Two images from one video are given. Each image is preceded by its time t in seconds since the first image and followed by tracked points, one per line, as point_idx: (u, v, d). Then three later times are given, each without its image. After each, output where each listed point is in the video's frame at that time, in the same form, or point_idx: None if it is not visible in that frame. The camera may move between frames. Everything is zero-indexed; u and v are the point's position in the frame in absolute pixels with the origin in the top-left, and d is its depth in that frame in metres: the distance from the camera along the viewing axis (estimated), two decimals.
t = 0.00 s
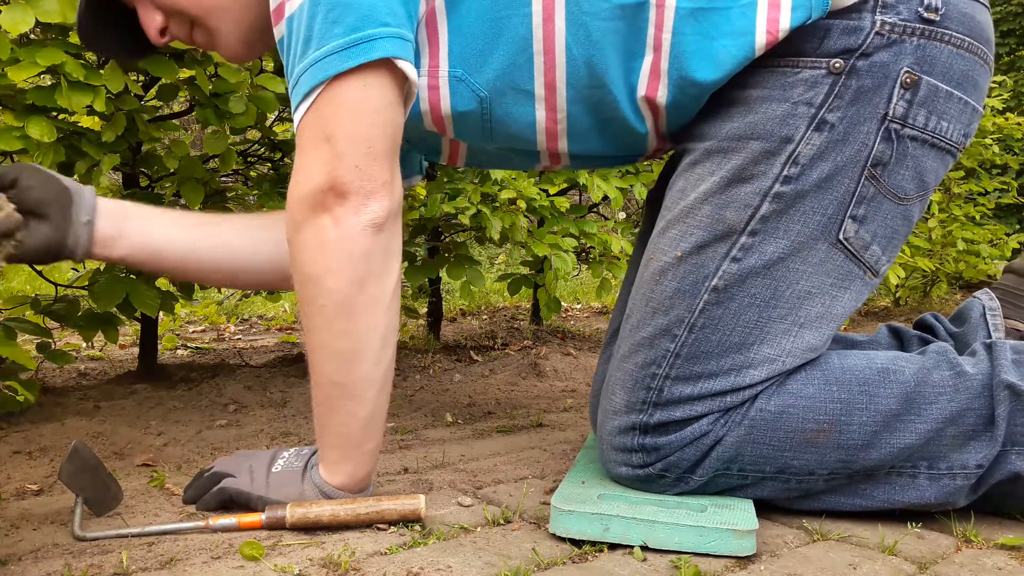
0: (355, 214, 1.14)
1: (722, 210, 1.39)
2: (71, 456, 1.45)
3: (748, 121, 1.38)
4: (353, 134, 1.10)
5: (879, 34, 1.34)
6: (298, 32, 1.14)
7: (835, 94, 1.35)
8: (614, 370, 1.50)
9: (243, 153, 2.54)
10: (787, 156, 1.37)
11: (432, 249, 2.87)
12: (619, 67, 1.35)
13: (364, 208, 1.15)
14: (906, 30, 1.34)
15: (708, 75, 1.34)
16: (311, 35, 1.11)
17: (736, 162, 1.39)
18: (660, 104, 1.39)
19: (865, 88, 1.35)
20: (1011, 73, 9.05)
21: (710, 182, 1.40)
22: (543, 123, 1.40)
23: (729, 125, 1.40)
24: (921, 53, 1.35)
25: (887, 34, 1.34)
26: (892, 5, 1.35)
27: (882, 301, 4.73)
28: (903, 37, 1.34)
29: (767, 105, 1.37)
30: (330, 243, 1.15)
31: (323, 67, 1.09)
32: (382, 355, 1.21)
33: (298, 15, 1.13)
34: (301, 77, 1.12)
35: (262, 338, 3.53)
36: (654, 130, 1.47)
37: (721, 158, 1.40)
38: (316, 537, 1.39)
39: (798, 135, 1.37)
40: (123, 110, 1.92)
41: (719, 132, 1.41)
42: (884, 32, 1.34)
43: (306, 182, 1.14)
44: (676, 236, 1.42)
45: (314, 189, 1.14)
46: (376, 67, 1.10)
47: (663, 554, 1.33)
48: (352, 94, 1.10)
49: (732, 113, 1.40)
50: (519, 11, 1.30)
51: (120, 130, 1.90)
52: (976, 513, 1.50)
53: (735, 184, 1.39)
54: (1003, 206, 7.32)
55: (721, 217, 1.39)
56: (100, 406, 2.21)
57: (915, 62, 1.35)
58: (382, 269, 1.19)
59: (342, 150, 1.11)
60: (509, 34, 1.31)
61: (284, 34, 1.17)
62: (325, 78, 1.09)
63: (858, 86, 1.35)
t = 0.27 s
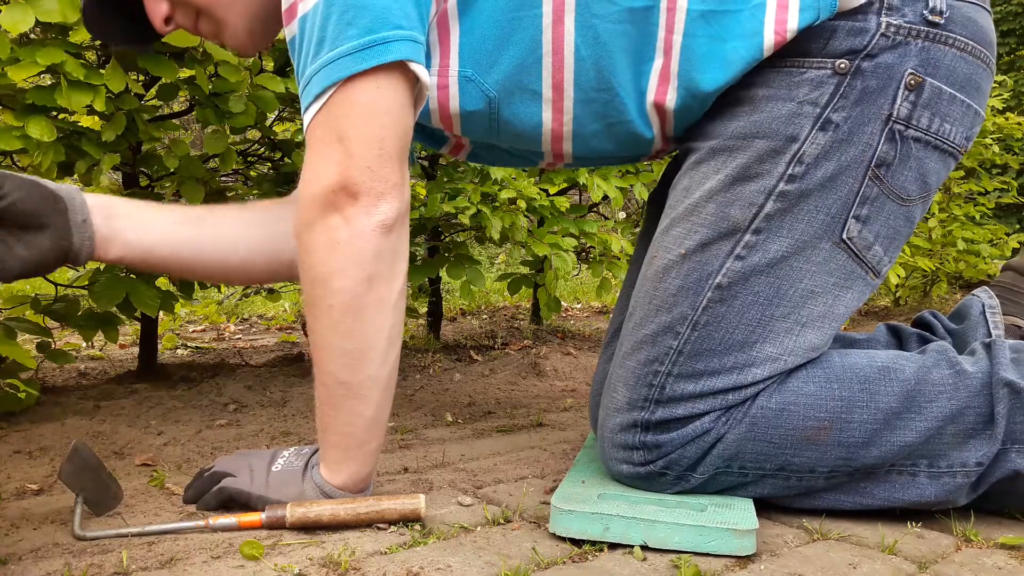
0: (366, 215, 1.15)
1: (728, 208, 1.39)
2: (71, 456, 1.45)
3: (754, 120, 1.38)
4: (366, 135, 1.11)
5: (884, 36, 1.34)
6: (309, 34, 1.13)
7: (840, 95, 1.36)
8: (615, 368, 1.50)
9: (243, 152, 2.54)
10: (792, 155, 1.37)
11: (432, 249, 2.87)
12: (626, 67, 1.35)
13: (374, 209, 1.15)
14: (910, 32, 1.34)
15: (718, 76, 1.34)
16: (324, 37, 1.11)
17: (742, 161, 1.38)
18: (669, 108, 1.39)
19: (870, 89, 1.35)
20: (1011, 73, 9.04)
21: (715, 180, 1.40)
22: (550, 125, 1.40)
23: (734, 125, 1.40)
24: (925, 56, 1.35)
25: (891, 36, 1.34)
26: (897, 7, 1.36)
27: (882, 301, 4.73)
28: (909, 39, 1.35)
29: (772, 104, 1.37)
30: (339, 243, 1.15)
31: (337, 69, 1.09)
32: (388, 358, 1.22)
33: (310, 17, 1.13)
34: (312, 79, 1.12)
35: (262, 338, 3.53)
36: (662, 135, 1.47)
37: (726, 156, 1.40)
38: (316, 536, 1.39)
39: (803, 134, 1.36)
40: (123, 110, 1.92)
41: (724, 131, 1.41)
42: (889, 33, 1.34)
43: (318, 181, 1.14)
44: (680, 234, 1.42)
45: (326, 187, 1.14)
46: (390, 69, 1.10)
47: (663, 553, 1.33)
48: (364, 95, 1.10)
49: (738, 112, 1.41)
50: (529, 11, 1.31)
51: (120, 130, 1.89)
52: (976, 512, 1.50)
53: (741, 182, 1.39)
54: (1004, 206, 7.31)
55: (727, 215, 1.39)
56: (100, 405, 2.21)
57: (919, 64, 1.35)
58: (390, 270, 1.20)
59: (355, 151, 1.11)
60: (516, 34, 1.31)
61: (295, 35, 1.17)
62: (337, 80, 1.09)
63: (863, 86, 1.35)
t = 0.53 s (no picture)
0: (370, 218, 1.15)
1: (731, 210, 1.39)
2: (71, 456, 1.45)
3: (759, 123, 1.38)
4: (370, 138, 1.11)
5: (891, 40, 1.34)
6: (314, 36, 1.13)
7: (846, 99, 1.36)
8: (616, 368, 1.50)
9: (243, 152, 2.55)
10: (797, 158, 1.37)
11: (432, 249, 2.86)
12: (634, 70, 1.34)
13: (379, 213, 1.15)
14: (919, 36, 1.35)
15: (725, 80, 1.35)
16: (328, 39, 1.11)
17: (746, 163, 1.39)
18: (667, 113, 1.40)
19: (876, 93, 1.36)
20: (1012, 72, 9.04)
21: (719, 182, 1.40)
22: (556, 130, 1.39)
23: (740, 126, 1.40)
24: (933, 61, 1.35)
25: (900, 40, 1.34)
26: (906, 11, 1.36)
27: (881, 300, 4.73)
28: (916, 43, 1.35)
29: (778, 107, 1.37)
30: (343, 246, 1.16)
31: (339, 72, 1.09)
32: (390, 360, 1.21)
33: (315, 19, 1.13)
34: (317, 81, 1.12)
35: (262, 338, 3.53)
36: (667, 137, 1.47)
37: (731, 158, 1.40)
38: (316, 536, 1.39)
39: (808, 138, 1.37)
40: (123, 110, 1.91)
41: (728, 133, 1.41)
42: (897, 38, 1.34)
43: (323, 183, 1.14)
44: (683, 235, 1.42)
45: (330, 190, 1.14)
46: (395, 72, 1.10)
47: (663, 553, 1.33)
48: (369, 98, 1.10)
49: (743, 114, 1.41)
50: (535, 17, 1.30)
51: (120, 129, 1.89)
52: (976, 513, 1.50)
53: (745, 184, 1.39)
54: (1003, 206, 7.30)
55: (730, 217, 1.39)
56: (100, 405, 2.21)
57: (926, 69, 1.35)
58: (394, 273, 1.20)
59: (359, 154, 1.11)
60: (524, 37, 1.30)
61: (300, 37, 1.17)
62: (341, 83, 1.10)
63: (869, 91, 1.36)
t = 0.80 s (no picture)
0: (388, 218, 1.17)
1: (743, 213, 1.39)
2: (71, 456, 1.45)
3: (777, 128, 1.38)
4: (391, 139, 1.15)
5: (913, 53, 1.34)
6: (344, 44, 1.18)
7: (866, 108, 1.35)
8: (619, 367, 1.50)
9: (243, 152, 2.53)
10: (812, 165, 1.37)
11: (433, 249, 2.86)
12: (657, 83, 1.36)
13: (397, 214, 1.17)
14: (941, 50, 1.35)
15: (749, 92, 1.37)
16: (357, 43, 1.16)
17: (761, 167, 1.38)
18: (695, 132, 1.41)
19: (896, 105, 1.35)
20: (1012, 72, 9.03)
21: (733, 184, 1.40)
22: (576, 140, 1.41)
23: (756, 131, 1.40)
24: (955, 76, 1.35)
25: (922, 53, 1.34)
26: (930, 25, 1.35)
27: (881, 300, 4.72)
28: (939, 57, 1.35)
29: (796, 114, 1.37)
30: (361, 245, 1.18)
31: (367, 75, 1.14)
32: (396, 364, 1.24)
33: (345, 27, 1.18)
34: (346, 84, 1.17)
35: (262, 338, 3.53)
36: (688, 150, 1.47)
37: (746, 162, 1.40)
38: (316, 536, 1.39)
39: (824, 145, 1.36)
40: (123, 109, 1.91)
41: (744, 137, 1.41)
42: (920, 51, 1.34)
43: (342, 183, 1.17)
44: (693, 237, 1.42)
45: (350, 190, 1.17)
46: (417, 76, 1.14)
47: (663, 553, 1.33)
48: (392, 101, 1.14)
49: (760, 119, 1.40)
50: (559, 28, 1.31)
51: (120, 129, 1.89)
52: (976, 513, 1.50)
53: (758, 188, 1.39)
54: (1004, 206, 7.29)
55: (741, 220, 1.39)
56: (100, 405, 2.20)
57: (948, 84, 1.35)
58: (410, 276, 1.22)
59: (382, 154, 1.15)
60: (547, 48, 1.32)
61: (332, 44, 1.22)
62: (368, 85, 1.14)
63: (889, 102, 1.35)
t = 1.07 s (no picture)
0: (524, 215, 1.13)
1: (762, 217, 1.38)
2: (71, 456, 1.44)
3: (802, 136, 1.38)
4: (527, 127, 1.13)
5: (943, 75, 1.36)
6: (449, 56, 1.16)
7: (891, 124, 1.37)
8: (623, 362, 1.49)
9: (243, 151, 2.53)
10: (834, 175, 1.37)
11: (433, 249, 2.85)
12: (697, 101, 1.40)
13: (530, 213, 1.13)
14: (972, 75, 1.36)
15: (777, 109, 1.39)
16: (465, 52, 1.14)
17: (783, 173, 1.38)
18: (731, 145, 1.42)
19: (921, 123, 1.36)
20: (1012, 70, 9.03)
21: (754, 189, 1.39)
22: (615, 153, 1.46)
23: (779, 137, 1.40)
24: (983, 101, 1.37)
25: (951, 75, 1.36)
26: (963, 49, 1.37)
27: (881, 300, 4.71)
28: (968, 81, 1.36)
29: (823, 123, 1.37)
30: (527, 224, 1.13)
31: (484, 77, 1.12)
32: (470, 353, 1.23)
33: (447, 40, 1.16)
34: (456, 92, 1.14)
35: (262, 338, 3.52)
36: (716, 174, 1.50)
37: (769, 167, 1.39)
38: (315, 535, 1.39)
39: (847, 156, 1.37)
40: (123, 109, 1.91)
41: (770, 142, 1.40)
42: (950, 73, 1.36)
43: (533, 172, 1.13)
44: (710, 237, 1.40)
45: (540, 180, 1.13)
46: (534, 70, 1.13)
47: (663, 553, 1.33)
48: (510, 92, 1.12)
49: (786, 127, 1.40)
50: (607, 51, 1.36)
51: (120, 129, 1.88)
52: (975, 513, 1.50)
53: (778, 194, 1.38)
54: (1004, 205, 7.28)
55: (760, 224, 1.38)
56: (100, 405, 2.20)
57: (976, 109, 1.36)
58: (510, 276, 1.18)
59: (519, 151, 1.11)
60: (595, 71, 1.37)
61: (429, 62, 1.19)
62: (484, 86, 1.12)
63: (915, 120, 1.36)
